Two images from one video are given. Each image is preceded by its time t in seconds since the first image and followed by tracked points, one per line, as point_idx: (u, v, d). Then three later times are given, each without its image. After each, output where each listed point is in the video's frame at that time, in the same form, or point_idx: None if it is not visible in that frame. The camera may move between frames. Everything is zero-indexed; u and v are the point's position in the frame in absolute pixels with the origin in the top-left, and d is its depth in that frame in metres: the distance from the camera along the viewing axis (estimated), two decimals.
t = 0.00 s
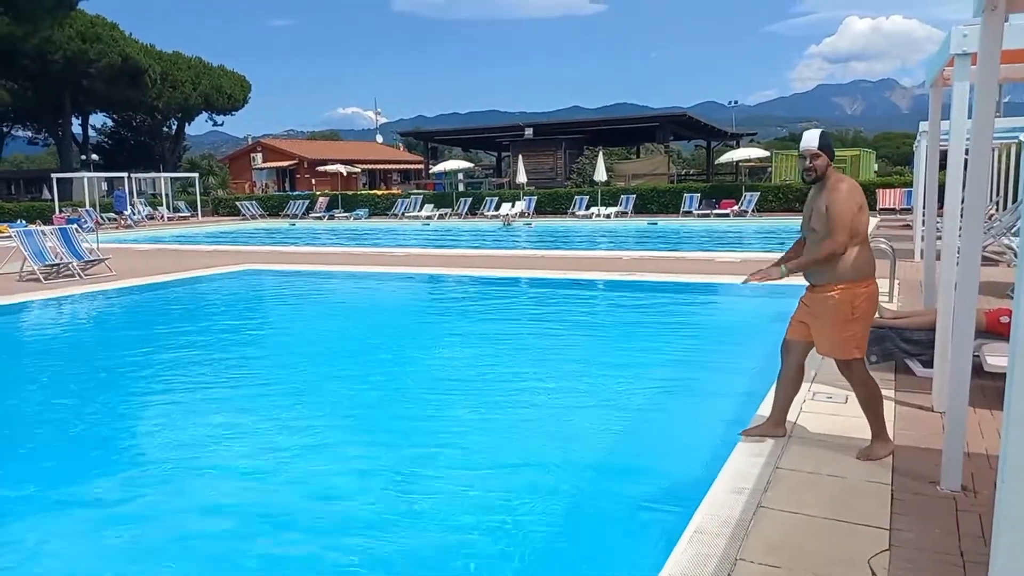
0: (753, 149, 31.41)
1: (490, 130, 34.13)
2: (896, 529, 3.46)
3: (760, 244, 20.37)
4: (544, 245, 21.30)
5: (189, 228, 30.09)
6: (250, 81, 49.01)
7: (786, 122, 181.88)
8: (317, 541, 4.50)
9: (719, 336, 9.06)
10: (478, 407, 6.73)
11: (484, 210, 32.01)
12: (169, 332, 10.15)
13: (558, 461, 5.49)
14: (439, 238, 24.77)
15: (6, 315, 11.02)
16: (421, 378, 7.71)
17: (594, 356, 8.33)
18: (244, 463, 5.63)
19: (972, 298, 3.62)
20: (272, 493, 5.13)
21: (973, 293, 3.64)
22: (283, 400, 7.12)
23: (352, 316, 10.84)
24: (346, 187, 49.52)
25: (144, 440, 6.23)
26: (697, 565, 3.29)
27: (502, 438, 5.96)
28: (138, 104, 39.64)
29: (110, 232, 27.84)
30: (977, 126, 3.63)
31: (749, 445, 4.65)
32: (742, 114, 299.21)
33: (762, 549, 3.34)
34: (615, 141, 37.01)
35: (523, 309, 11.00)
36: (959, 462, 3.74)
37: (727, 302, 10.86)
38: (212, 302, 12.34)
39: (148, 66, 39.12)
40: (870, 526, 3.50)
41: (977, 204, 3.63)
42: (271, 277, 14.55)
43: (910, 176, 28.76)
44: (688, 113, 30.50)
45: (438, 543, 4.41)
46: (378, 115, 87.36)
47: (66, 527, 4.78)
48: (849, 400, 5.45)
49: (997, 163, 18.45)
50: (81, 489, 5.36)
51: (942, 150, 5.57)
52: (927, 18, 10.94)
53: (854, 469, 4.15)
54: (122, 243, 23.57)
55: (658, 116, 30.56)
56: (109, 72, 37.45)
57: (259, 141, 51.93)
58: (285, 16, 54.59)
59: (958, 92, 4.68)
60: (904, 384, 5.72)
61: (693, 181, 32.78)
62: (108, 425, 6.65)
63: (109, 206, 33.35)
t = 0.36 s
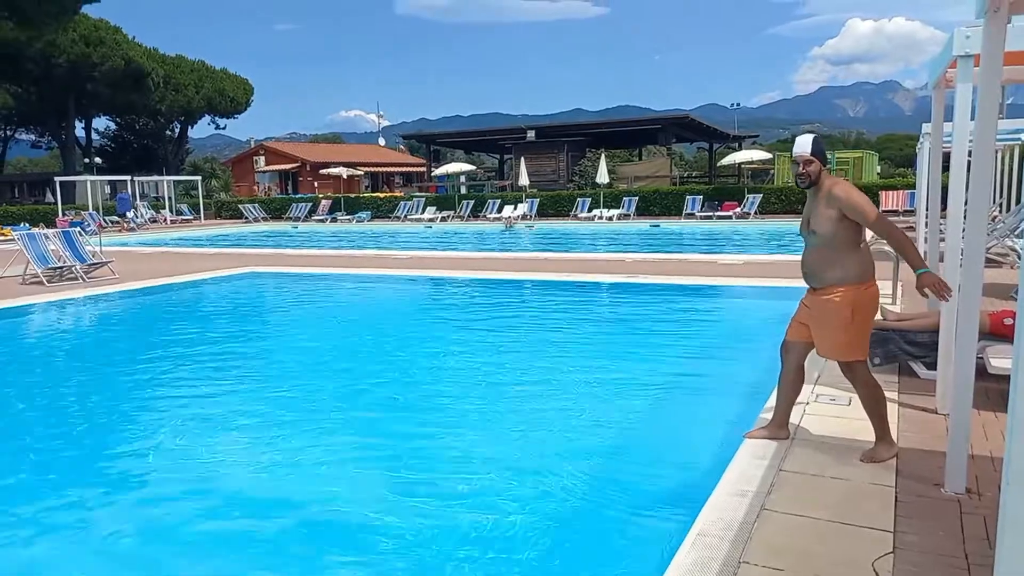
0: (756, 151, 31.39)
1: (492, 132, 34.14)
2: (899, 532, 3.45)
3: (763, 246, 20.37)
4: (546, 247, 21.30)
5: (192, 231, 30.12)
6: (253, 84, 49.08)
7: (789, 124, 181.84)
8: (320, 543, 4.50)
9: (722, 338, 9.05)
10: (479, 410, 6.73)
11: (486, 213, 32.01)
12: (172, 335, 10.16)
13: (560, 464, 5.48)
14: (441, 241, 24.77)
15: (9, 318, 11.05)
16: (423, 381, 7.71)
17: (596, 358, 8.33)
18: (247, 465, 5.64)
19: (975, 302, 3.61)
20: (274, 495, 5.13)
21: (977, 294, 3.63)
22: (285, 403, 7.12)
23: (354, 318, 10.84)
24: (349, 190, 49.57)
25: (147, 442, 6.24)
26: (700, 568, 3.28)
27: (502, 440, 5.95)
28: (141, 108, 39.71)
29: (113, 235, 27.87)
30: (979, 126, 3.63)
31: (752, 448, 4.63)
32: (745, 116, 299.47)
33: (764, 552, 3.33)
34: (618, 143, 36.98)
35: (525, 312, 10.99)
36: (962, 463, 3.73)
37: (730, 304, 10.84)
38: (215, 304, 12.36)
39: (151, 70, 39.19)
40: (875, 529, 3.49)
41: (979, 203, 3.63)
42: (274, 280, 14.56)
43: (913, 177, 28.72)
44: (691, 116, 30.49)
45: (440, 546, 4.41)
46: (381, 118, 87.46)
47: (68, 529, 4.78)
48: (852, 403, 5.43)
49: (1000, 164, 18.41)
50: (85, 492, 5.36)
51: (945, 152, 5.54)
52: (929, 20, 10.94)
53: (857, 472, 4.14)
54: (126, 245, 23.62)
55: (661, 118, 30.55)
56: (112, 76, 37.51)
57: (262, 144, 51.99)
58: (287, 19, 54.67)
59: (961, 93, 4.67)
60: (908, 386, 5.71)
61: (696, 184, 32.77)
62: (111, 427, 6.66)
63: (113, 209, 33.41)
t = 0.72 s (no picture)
0: (758, 151, 31.31)
1: (495, 132, 34.11)
2: (902, 532, 3.44)
3: (765, 245, 20.36)
4: (548, 247, 21.30)
5: (194, 231, 30.14)
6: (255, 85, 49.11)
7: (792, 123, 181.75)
8: (323, 544, 4.49)
9: (724, 338, 9.05)
10: (481, 410, 6.72)
11: (489, 213, 32.01)
12: (174, 335, 10.18)
13: (561, 464, 5.48)
14: (444, 241, 24.78)
15: (13, 319, 11.07)
16: (425, 381, 7.71)
17: (599, 358, 8.32)
18: (248, 466, 5.64)
19: (977, 302, 3.60)
20: (277, 496, 5.13)
21: (981, 294, 3.62)
22: (287, 403, 7.13)
23: (356, 319, 10.85)
24: (351, 190, 49.60)
25: (150, 442, 6.25)
26: (701, 568, 3.28)
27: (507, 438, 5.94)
28: (144, 108, 39.75)
29: (116, 235, 27.87)
30: (982, 127, 3.62)
31: (754, 448, 4.63)
32: (748, 115, 299.29)
33: (766, 553, 3.32)
34: (620, 143, 36.96)
35: (528, 312, 10.99)
36: (964, 463, 3.73)
37: (732, 304, 10.83)
38: (217, 305, 12.37)
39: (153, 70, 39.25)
40: (877, 530, 3.48)
41: (982, 203, 3.62)
42: (276, 280, 14.57)
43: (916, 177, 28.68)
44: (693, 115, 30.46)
45: (440, 546, 4.40)
46: (383, 118, 87.54)
47: (71, 530, 4.79)
48: (854, 403, 5.42)
49: (1003, 163, 18.38)
50: (88, 492, 5.37)
51: (947, 151, 5.53)
52: (933, 19, 10.91)
53: (859, 472, 4.13)
54: (128, 246, 23.65)
55: (663, 117, 30.50)
56: (115, 77, 37.55)
57: (264, 144, 52.04)
58: (290, 19, 54.69)
59: (964, 92, 4.65)
60: (910, 387, 5.70)
61: (698, 183, 32.74)
62: (113, 428, 6.67)
63: (116, 210, 33.45)
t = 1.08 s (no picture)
0: (754, 147, 31.30)
1: (490, 129, 34.05)
2: (895, 528, 3.45)
3: (760, 242, 20.38)
4: (544, 244, 21.27)
5: (188, 228, 30.03)
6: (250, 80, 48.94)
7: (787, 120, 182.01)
8: (315, 541, 4.48)
9: (719, 334, 9.06)
10: (476, 406, 6.73)
11: (484, 210, 31.98)
12: (168, 332, 10.16)
13: (555, 460, 5.48)
14: (439, 238, 24.73)
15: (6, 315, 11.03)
16: (420, 377, 7.70)
17: (594, 354, 8.34)
18: (241, 463, 5.62)
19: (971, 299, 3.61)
20: (270, 493, 5.12)
21: (975, 289, 3.62)
22: (283, 399, 7.13)
23: (351, 315, 10.84)
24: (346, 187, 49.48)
25: (144, 438, 6.24)
26: (695, 564, 3.29)
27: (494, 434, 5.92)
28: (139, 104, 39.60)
29: (111, 232, 27.83)
30: (976, 124, 3.63)
31: (747, 444, 4.63)
32: (744, 113, 299.76)
33: (760, 548, 3.33)
34: (616, 140, 36.96)
35: (523, 308, 11.00)
36: (957, 459, 3.74)
37: (727, 300, 10.85)
38: (212, 301, 12.35)
39: (148, 66, 39.09)
40: (870, 525, 3.49)
41: (977, 201, 3.63)
42: (271, 277, 14.53)
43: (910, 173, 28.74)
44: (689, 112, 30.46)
45: (435, 543, 4.40)
46: (378, 114, 87.34)
47: (64, 526, 4.78)
48: (848, 399, 5.44)
49: (998, 160, 18.42)
50: (83, 489, 5.35)
51: (942, 148, 5.53)
52: (929, 16, 10.91)
53: (852, 468, 4.15)
54: (122, 242, 23.55)
55: (659, 114, 30.48)
56: (109, 72, 37.38)
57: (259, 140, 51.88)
58: (285, 15, 54.50)
59: (958, 89, 4.66)
60: (904, 383, 5.72)
61: (693, 180, 32.77)
62: (108, 424, 6.66)
63: (110, 206, 33.29)
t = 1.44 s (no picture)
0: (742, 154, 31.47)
1: (480, 133, 34.10)
2: (886, 532, 3.48)
3: (748, 248, 20.50)
4: (533, 248, 21.31)
5: (176, 230, 29.86)
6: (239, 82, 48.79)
7: (775, 128, 183.02)
8: (305, 544, 4.45)
9: (710, 339, 9.10)
10: (467, 410, 6.72)
11: (474, 213, 31.98)
12: (156, 334, 10.09)
13: (545, 465, 5.48)
14: (429, 241, 24.71)
15: None
16: (410, 380, 7.68)
17: (585, 358, 8.35)
18: (231, 466, 5.59)
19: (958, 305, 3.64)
20: (260, 496, 5.09)
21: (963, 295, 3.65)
22: (273, 402, 7.10)
23: (341, 318, 10.81)
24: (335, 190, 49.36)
25: (133, 441, 6.19)
26: (687, 567, 3.30)
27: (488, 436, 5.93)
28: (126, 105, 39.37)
29: (97, 233, 27.63)
30: (962, 132, 3.67)
31: (738, 448, 4.65)
32: (732, 120, 301.34)
33: (752, 552, 3.35)
34: (605, 145, 37.07)
35: (514, 312, 11.01)
36: (947, 464, 3.77)
37: (717, 305, 10.90)
38: (201, 303, 12.28)
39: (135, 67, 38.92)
40: (861, 529, 3.51)
41: (963, 207, 3.67)
42: (260, 279, 14.48)
43: (897, 181, 28.98)
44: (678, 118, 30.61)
45: (426, 547, 4.39)
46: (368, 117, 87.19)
47: (51, 530, 4.73)
48: (838, 404, 5.47)
49: (984, 168, 18.60)
50: (72, 491, 5.30)
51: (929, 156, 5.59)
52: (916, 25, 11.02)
53: (844, 472, 4.17)
54: (109, 244, 23.40)
55: (648, 120, 30.61)
56: (96, 73, 37.06)
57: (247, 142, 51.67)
58: (275, 17, 54.39)
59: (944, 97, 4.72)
60: (893, 388, 5.76)
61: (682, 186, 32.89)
62: (97, 426, 6.60)
63: (96, 207, 33.05)
